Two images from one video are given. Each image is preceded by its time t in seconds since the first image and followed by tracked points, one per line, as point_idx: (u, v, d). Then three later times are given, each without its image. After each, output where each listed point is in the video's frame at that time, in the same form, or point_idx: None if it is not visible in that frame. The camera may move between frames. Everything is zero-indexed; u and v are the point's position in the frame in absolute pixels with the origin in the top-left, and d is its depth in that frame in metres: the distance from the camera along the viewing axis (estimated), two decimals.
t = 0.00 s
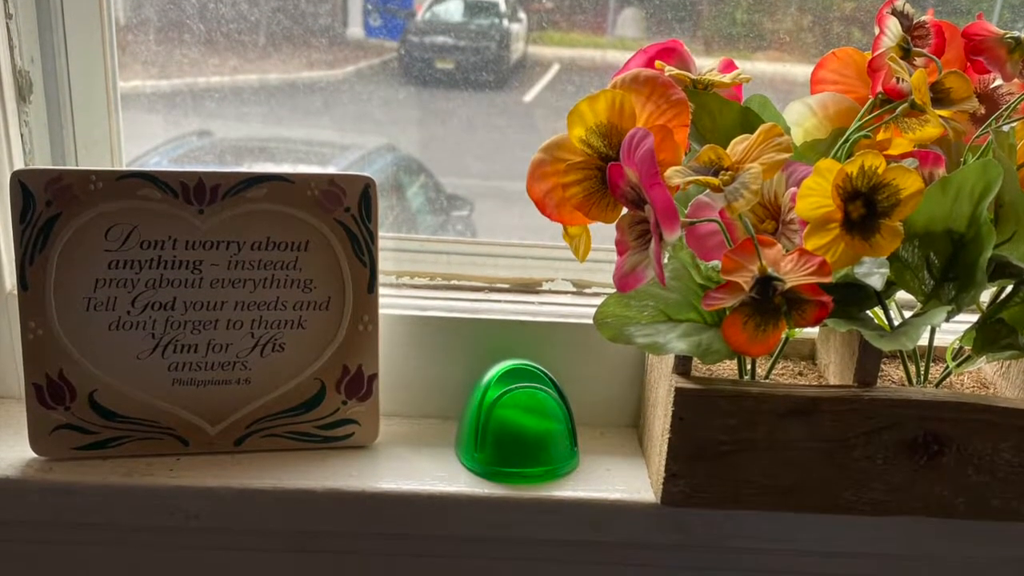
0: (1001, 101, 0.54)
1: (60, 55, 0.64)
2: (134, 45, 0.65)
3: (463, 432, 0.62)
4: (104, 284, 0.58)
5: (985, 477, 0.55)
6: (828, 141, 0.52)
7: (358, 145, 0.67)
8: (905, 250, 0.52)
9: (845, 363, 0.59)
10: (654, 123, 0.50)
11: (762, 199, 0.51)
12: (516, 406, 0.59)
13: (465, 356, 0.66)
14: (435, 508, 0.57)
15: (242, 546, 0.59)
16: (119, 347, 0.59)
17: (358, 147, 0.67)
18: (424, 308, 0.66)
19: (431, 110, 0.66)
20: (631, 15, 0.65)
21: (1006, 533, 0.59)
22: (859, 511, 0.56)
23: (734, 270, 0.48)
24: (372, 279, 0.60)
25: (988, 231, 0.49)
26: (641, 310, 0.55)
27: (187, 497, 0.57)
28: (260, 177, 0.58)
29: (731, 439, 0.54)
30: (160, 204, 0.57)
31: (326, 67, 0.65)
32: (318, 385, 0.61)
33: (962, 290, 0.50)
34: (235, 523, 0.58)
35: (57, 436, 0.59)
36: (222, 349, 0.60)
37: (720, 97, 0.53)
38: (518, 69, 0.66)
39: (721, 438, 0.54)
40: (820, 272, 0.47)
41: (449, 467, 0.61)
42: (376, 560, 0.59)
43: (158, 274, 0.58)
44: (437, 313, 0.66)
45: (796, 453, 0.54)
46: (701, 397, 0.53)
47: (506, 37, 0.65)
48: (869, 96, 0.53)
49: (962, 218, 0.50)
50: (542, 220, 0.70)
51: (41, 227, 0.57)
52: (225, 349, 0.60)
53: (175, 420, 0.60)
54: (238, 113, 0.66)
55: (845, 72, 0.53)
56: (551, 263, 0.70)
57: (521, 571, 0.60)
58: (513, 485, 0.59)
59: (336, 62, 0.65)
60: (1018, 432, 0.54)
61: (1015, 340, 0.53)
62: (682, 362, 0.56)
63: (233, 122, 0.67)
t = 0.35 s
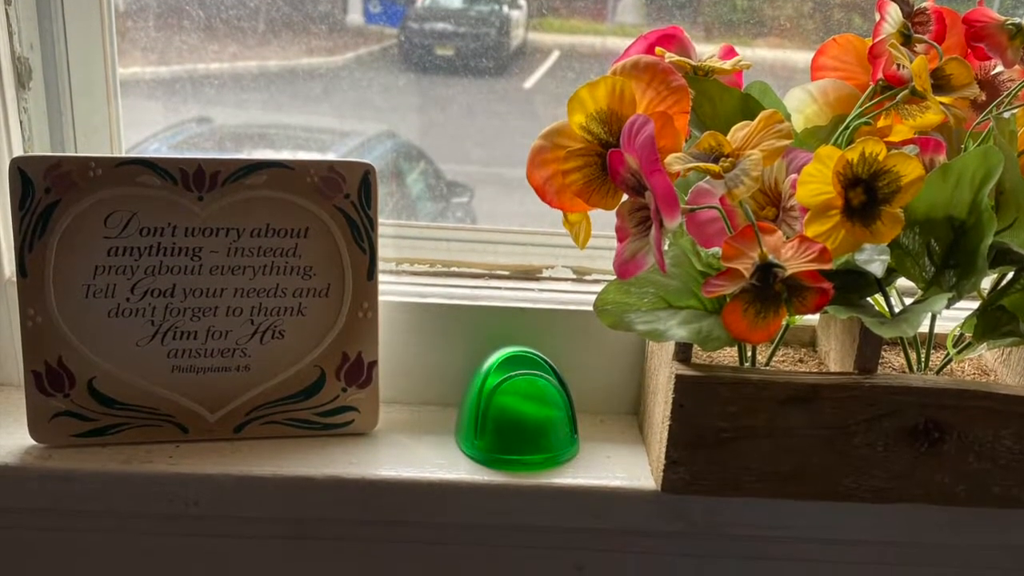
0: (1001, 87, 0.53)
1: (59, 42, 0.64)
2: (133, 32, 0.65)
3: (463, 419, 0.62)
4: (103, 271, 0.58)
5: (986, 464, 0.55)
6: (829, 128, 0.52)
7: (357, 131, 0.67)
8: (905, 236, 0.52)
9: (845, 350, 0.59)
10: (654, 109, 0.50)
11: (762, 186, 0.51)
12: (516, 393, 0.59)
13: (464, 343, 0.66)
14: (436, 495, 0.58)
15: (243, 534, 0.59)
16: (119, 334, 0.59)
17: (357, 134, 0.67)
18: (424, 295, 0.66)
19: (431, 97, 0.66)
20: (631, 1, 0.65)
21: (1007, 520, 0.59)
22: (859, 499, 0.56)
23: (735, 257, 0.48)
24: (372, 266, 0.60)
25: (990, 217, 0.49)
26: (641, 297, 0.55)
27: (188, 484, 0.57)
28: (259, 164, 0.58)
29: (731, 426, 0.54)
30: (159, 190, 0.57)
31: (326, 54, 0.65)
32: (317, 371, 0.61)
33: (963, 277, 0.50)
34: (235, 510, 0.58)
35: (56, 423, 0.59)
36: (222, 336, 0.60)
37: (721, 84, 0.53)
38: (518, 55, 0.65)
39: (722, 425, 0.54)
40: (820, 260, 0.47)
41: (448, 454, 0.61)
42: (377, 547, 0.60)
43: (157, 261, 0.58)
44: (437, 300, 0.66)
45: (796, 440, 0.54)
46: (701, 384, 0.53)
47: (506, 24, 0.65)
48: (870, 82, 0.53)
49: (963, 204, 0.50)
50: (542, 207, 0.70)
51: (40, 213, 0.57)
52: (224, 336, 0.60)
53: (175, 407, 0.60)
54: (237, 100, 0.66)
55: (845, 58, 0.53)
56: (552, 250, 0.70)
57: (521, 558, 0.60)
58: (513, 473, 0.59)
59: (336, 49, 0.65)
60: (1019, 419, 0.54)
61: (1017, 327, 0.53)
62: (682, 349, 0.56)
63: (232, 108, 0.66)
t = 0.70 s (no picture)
0: (1002, 74, 0.53)
1: (57, 28, 0.64)
2: (133, 18, 0.64)
3: (463, 406, 0.62)
4: (102, 258, 0.58)
5: (987, 451, 0.55)
6: (829, 114, 0.52)
7: (357, 118, 0.67)
8: (906, 223, 0.52)
9: (846, 336, 0.59)
10: (654, 96, 0.50)
11: (763, 172, 0.51)
12: (516, 380, 0.59)
13: (464, 330, 0.66)
14: (437, 482, 0.58)
15: (244, 521, 0.59)
16: (118, 321, 0.59)
17: (357, 120, 0.67)
18: (424, 282, 0.66)
19: (430, 84, 0.66)
20: None
21: (1007, 508, 0.59)
22: (860, 486, 0.56)
23: (736, 244, 0.47)
24: (371, 253, 0.60)
25: (991, 204, 0.49)
26: (641, 285, 0.55)
27: (189, 471, 0.57)
28: (259, 151, 0.58)
29: (731, 414, 0.54)
30: (158, 177, 0.57)
31: (326, 40, 0.65)
32: (317, 359, 0.61)
33: (964, 264, 0.50)
34: (236, 498, 0.58)
35: (56, 410, 0.59)
36: (221, 323, 0.60)
37: (721, 71, 0.52)
38: (518, 42, 0.65)
39: (722, 413, 0.54)
40: (822, 247, 0.47)
41: (448, 441, 0.61)
42: (378, 534, 0.60)
43: (156, 248, 0.58)
44: (437, 287, 0.66)
45: (796, 428, 0.54)
46: (702, 371, 0.53)
47: (506, 10, 0.64)
48: (870, 69, 0.53)
49: (964, 190, 0.50)
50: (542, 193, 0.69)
51: (39, 200, 0.57)
52: (223, 324, 0.60)
53: (175, 395, 0.60)
54: (236, 86, 0.66)
55: (846, 45, 0.53)
56: (552, 237, 0.70)
57: (522, 545, 0.60)
58: (512, 460, 0.59)
59: (336, 35, 0.65)
60: (1020, 406, 0.54)
61: (1017, 314, 0.53)
62: (682, 336, 0.56)
63: (232, 95, 0.66)
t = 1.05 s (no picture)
0: (1003, 61, 0.53)
1: (56, 15, 0.63)
2: (132, 5, 0.64)
3: (463, 393, 0.62)
4: (102, 245, 0.58)
5: (988, 439, 0.55)
6: (830, 101, 0.52)
7: (357, 105, 0.67)
8: (907, 210, 0.52)
9: (847, 323, 0.59)
10: (654, 83, 0.49)
11: (764, 159, 0.51)
12: (516, 367, 0.59)
13: (465, 317, 0.66)
14: (438, 469, 0.58)
15: (245, 508, 0.59)
16: (117, 308, 0.59)
17: (357, 107, 0.67)
18: (424, 269, 0.66)
19: (430, 70, 0.66)
20: None
21: (1008, 495, 0.59)
22: (860, 473, 0.56)
23: (737, 231, 0.47)
24: (371, 239, 0.60)
25: (991, 190, 0.49)
26: (641, 271, 0.55)
27: (191, 458, 0.57)
28: (258, 138, 0.58)
29: (731, 401, 0.54)
30: (158, 164, 0.57)
31: (326, 27, 0.65)
32: (316, 346, 0.61)
33: (964, 251, 0.50)
34: (238, 485, 0.58)
35: (55, 397, 0.59)
36: (221, 310, 0.60)
37: (722, 57, 0.52)
38: (518, 28, 0.65)
39: (722, 400, 0.54)
40: (823, 234, 0.47)
41: (448, 429, 0.61)
42: (379, 521, 0.60)
43: (156, 235, 0.58)
44: (437, 274, 0.66)
45: (796, 415, 0.55)
46: (702, 358, 0.53)
47: None
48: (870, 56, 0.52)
49: (965, 176, 0.50)
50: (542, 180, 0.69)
51: (38, 187, 0.57)
52: (223, 310, 0.60)
53: (175, 382, 0.60)
54: (235, 73, 0.66)
55: (846, 31, 0.53)
56: (552, 223, 0.70)
57: (522, 532, 0.60)
58: (512, 447, 0.59)
59: (336, 22, 0.65)
60: (1021, 393, 0.54)
61: (1018, 302, 0.53)
62: (682, 323, 0.56)
63: (231, 82, 0.66)
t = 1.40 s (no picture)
0: (1004, 47, 0.53)
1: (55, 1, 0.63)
2: None
3: (463, 380, 0.62)
4: (101, 232, 0.58)
5: (989, 426, 0.55)
6: (830, 87, 0.52)
7: (356, 92, 0.67)
8: (907, 197, 0.52)
9: (847, 309, 0.59)
10: (654, 69, 0.49)
11: (765, 145, 0.50)
12: (516, 354, 0.59)
13: (465, 304, 0.66)
14: (438, 456, 0.58)
15: (247, 495, 0.60)
16: (117, 295, 0.59)
17: (357, 94, 0.67)
18: (425, 256, 0.66)
19: (430, 57, 0.66)
20: None
21: (1009, 482, 0.59)
22: (860, 461, 0.56)
23: (738, 218, 0.47)
24: (370, 226, 0.60)
25: (991, 177, 0.49)
26: (642, 258, 0.55)
27: (192, 445, 0.57)
28: (256, 125, 0.58)
29: (731, 388, 0.54)
30: (158, 151, 0.57)
31: (326, 13, 0.65)
32: (315, 333, 0.62)
33: (965, 238, 0.50)
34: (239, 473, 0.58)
35: (54, 384, 0.59)
36: (220, 297, 0.60)
37: (722, 44, 0.52)
38: (519, 15, 0.65)
39: (722, 387, 0.54)
40: (823, 221, 0.47)
41: (448, 416, 0.62)
42: (381, 508, 0.60)
43: (155, 222, 0.58)
44: (437, 261, 0.66)
45: (796, 402, 0.55)
46: (702, 345, 0.53)
47: None
48: (871, 43, 0.52)
49: (966, 163, 0.50)
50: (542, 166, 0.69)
51: (37, 173, 0.57)
52: (222, 297, 0.60)
53: (174, 369, 0.60)
54: (235, 60, 0.66)
55: (846, 18, 0.53)
56: (552, 210, 0.70)
57: (523, 518, 0.60)
58: (512, 434, 0.59)
59: (336, 8, 0.65)
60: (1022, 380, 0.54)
61: (1019, 288, 0.53)
62: (682, 309, 0.56)
63: (231, 68, 0.66)
